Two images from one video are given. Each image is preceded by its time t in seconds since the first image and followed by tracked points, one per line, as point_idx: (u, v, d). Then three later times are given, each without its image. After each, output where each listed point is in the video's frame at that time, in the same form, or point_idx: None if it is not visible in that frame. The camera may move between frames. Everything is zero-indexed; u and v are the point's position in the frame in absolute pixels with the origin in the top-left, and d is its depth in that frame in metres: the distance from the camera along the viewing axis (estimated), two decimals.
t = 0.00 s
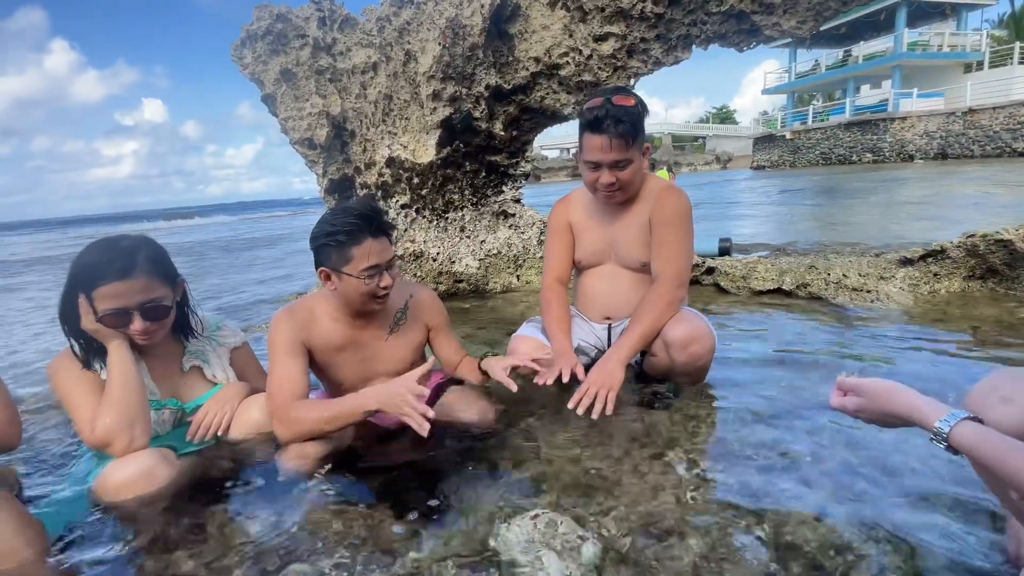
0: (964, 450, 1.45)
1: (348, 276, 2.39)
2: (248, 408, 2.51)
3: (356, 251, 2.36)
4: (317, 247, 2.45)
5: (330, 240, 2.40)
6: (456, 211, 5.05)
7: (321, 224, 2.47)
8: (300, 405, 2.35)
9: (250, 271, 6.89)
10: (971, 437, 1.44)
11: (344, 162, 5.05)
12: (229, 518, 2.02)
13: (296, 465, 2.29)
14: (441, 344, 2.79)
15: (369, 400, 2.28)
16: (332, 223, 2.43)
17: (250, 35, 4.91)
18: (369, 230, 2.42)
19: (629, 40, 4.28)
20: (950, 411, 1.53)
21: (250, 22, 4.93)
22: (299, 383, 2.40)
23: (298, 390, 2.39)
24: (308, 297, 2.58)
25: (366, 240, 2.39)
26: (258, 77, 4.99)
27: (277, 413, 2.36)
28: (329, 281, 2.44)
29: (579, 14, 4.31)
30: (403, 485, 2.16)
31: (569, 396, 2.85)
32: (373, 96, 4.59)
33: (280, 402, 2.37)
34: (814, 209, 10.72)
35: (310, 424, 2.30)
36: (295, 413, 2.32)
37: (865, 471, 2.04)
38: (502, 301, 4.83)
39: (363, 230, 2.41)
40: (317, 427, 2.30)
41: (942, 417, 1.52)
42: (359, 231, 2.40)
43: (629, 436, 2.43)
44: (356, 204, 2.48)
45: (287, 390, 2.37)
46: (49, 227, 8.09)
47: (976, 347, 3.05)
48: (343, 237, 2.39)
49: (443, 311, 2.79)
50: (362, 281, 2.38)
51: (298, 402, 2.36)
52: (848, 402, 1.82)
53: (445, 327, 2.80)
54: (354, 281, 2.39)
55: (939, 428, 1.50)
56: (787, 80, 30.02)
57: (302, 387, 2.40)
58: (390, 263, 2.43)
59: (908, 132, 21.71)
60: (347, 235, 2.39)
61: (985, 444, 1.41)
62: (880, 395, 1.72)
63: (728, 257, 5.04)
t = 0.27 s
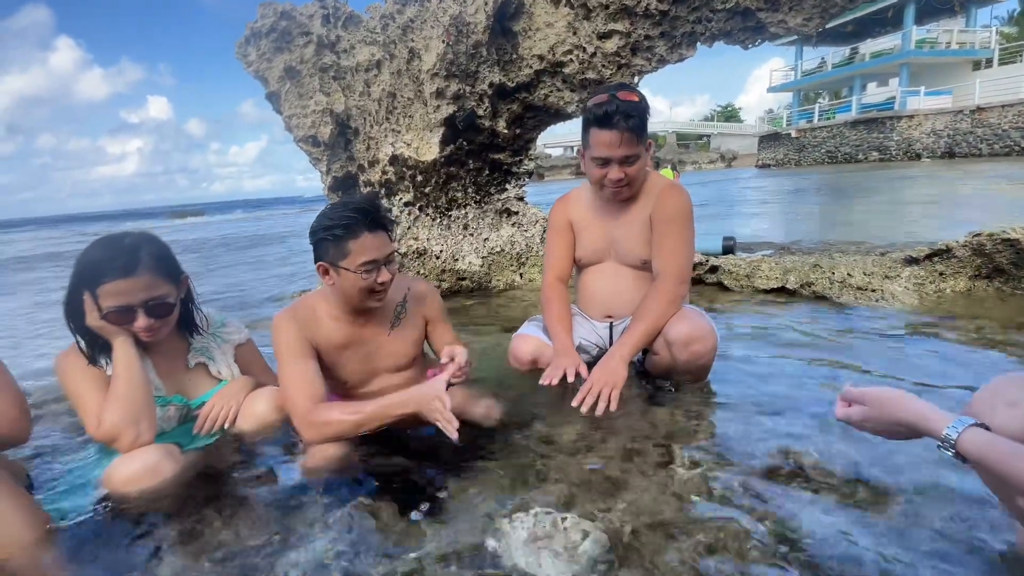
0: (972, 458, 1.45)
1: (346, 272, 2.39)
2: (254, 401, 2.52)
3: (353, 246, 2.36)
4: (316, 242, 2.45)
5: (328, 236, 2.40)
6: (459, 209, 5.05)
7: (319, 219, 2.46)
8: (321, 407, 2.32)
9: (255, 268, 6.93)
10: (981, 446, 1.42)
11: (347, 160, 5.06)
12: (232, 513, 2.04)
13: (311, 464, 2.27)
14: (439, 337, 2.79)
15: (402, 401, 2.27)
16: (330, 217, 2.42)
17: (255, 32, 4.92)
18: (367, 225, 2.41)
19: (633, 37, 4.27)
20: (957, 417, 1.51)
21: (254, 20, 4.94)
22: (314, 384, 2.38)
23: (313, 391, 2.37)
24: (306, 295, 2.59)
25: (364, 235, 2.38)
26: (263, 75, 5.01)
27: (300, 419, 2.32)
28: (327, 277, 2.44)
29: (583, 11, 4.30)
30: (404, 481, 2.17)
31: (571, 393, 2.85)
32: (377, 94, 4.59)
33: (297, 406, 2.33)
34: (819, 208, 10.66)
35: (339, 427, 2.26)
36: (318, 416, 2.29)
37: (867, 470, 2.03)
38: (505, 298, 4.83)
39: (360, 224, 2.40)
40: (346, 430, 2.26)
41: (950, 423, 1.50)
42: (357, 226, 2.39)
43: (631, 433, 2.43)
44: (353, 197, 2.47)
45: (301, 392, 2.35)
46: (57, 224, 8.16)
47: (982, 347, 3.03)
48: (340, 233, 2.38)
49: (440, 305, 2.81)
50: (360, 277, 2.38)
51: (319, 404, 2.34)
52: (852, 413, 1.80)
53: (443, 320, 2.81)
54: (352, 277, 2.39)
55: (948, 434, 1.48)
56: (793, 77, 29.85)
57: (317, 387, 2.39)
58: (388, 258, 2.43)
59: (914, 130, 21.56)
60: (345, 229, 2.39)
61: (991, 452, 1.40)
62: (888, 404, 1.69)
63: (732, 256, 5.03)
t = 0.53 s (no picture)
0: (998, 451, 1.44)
1: (353, 266, 2.39)
2: (263, 390, 2.55)
3: (361, 240, 2.35)
4: (321, 236, 2.44)
5: (335, 231, 2.39)
6: (466, 203, 5.04)
7: (327, 213, 2.46)
8: (331, 401, 2.34)
9: (261, 262, 6.95)
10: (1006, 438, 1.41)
11: (354, 153, 5.07)
12: (243, 502, 2.05)
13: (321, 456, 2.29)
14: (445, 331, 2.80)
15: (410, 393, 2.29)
16: (337, 211, 2.41)
17: (262, 25, 4.92)
18: (374, 219, 2.40)
19: (642, 30, 4.23)
20: (982, 414, 1.51)
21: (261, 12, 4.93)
22: (322, 379, 2.40)
23: (321, 386, 2.38)
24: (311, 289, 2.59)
25: (371, 229, 2.37)
26: (270, 68, 5.01)
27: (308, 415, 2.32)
28: (333, 271, 2.44)
29: (591, 3, 4.26)
30: (413, 473, 2.19)
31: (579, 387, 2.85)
32: (384, 87, 4.58)
33: (306, 401, 2.35)
34: (826, 204, 10.58)
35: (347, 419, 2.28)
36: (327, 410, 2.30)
37: (878, 465, 2.02)
38: (511, 293, 4.83)
39: (367, 217, 2.39)
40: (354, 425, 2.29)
41: (976, 419, 1.49)
42: (364, 220, 2.38)
43: (639, 426, 2.43)
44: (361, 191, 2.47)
45: (310, 387, 2.36)
46: (64, 217, 8.22)
47: (993, 343, 3.01)
48: (345, 228, 2.37)
49: (445, 298, 2.81)
50: (366, 271, 2.38)
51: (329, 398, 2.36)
52: (867, 408, 1.77)
53: (448, 313, 2.81)
54: (358, 271, 2.39)
55: (974, 431, 1.47)
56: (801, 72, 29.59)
57: (325, 382, 2.40)
58: (396, 252, 2.42)
59: (924, 126, 21.34)
60: (351, 223, 2.38)
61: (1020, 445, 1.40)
62: (906, 399, 1.68)
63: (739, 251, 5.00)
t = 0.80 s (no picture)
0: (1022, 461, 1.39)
1: (364, 257, 2.39)
2: (274, 376, 2.58)
3: (374, 229, 2.37)
4: (332, 226, 2.45)
5: (347, 221, 2.39)
6: (472, 193, 5.04)
7: (337, 202, 2.46)
8: (334, 392, 2.39)
9: (268, 252, 6.99)
10: None
11: (361, 143, 5.09)
12: (253, 485, 2.08)
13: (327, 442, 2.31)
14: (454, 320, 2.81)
15: (415, 383, 2.32)
16: (350, 201, 2.42)
17: (270, 14, 4.91)
18: (386, 209, 2.42)
19: (650, 18, 4.20)
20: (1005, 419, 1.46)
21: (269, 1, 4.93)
22: (328, 369, 2.43)
23: (326, 376, 2.41)
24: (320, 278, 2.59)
25: (384, 220, 2.39)
26: (277, 57, 5.01)
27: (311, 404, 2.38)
28: (344, 261, 2.45)
29: None
30: (421, 458, 2.21)
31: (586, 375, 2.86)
32: (390, 77, 4.58)
33: (311, 391, 2.38)
34: (834, 197, 10.52)
35: (350, 410, 2.34)
36: (331, 399, 2.36)
37: (884, 453, 2.03)
38: (518, 283, 4.83)
39: (379, 208, 2.40)
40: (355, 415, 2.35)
41: (999, 426, 1.44)
42: (376, 210, 2.40)
43: (646, 414, 2.44)
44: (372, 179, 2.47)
45: (315, 376, 2.39)
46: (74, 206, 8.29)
47: (1002, 335, 2.99)
48: (356, 219, 2.38)
49: (454, 289, 2.82)
50: (378, 261, 2.39)
51: (331, 389, 2.40)
52: (887, 420, 1.68)
53: (457, 303, 2.82)
54: (370, 261, 2.39)
55: (999, 438, 1.42)
56: (810, 64, 29.29)
57: (329, 372, 2.43)
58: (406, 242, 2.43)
59: (933, 119, 21.12)
60: (365, 213, 2.39)
61: None
62: (926, 405, 1.59)
63: (747, 242, 4.98)
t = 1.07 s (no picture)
0: None
1: (375, 251, 2.39)
2: (279, 366, 2.60)
3: (385, 225, 2.37)
4: (342, 221, 2.42)
5: (357, 215, 2.39)
6: (475, 187, 5.03)
7: (345, 196, 2.44)
8: (337, 382, 2.38)
9: (271, 247, 7.00)
10: None
11: (364, 136, 5.09)
12: (259, 474, 2.10)
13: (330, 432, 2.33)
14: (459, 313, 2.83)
15: (420, 373, 2.32)
16: (360, 195, 2.41)
17: (273, 6, 4.90)
18: (398, 204, 2.43)
19: (655, 10, 4.17)
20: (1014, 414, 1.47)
21: None
22: (331, 359, 2.42)
23: (331, 365, 2.41)
24: (325, 270, 2.60)
25: (398, 214, 2.39)
26: (281, 49, 5.00)
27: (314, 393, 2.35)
28: (354, 255, 2.45)
29: None
30: (425, 448, 2.22)
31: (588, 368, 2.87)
32: (394, 69, 4.56)
33: (314, 381, 2.38)
34: (837, 192, 10.49)
35: (354, 400, 2.33)
36: (335, 389, 2.35)
37: (886, 446, 2.03)
38: (521, 277, 4.83)
39: (391, 203, 2.41)
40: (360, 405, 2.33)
41: (1008, 421, 1.45)
42: (385, 205, 2.40)
43: (648, 406, 2.45)
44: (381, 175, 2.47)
45: (320, 366, 2.39)
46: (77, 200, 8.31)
47: (1006, 329, 2.99)
48: (366, 215, 2.38)
49: (460, 283, 2.82)
50: (391, 256, 2.40)
51: (336, 378, 2.40)
52: (894, 408, 1.68)
53: (461, 298, 2.83)
54: (381, 256, 2.40)
55: (1008, 432, 1.43)
56: (814, 59, 29.10)
57: (333, 362, 2.42)
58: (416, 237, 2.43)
59: (938, 114, 20.99)
60: (377, 207, 2.39)
61: None
62: (936, 396, 1.59)
63: (750, 237, 4.97)
